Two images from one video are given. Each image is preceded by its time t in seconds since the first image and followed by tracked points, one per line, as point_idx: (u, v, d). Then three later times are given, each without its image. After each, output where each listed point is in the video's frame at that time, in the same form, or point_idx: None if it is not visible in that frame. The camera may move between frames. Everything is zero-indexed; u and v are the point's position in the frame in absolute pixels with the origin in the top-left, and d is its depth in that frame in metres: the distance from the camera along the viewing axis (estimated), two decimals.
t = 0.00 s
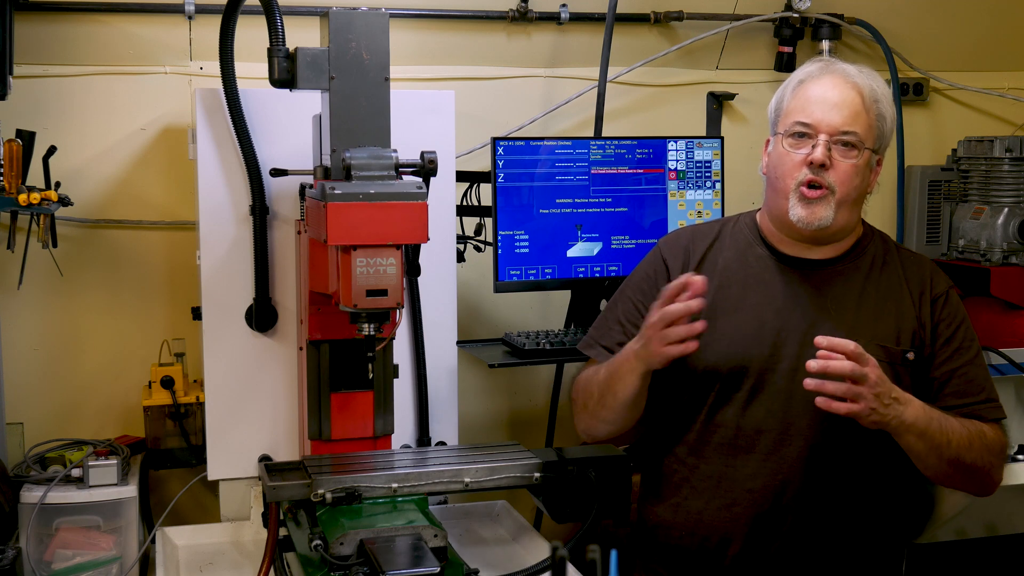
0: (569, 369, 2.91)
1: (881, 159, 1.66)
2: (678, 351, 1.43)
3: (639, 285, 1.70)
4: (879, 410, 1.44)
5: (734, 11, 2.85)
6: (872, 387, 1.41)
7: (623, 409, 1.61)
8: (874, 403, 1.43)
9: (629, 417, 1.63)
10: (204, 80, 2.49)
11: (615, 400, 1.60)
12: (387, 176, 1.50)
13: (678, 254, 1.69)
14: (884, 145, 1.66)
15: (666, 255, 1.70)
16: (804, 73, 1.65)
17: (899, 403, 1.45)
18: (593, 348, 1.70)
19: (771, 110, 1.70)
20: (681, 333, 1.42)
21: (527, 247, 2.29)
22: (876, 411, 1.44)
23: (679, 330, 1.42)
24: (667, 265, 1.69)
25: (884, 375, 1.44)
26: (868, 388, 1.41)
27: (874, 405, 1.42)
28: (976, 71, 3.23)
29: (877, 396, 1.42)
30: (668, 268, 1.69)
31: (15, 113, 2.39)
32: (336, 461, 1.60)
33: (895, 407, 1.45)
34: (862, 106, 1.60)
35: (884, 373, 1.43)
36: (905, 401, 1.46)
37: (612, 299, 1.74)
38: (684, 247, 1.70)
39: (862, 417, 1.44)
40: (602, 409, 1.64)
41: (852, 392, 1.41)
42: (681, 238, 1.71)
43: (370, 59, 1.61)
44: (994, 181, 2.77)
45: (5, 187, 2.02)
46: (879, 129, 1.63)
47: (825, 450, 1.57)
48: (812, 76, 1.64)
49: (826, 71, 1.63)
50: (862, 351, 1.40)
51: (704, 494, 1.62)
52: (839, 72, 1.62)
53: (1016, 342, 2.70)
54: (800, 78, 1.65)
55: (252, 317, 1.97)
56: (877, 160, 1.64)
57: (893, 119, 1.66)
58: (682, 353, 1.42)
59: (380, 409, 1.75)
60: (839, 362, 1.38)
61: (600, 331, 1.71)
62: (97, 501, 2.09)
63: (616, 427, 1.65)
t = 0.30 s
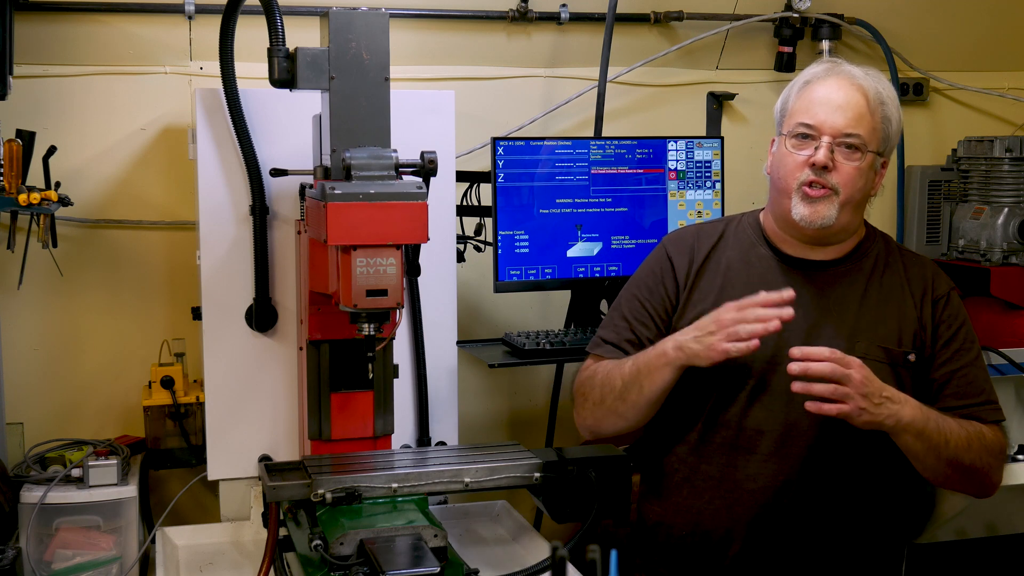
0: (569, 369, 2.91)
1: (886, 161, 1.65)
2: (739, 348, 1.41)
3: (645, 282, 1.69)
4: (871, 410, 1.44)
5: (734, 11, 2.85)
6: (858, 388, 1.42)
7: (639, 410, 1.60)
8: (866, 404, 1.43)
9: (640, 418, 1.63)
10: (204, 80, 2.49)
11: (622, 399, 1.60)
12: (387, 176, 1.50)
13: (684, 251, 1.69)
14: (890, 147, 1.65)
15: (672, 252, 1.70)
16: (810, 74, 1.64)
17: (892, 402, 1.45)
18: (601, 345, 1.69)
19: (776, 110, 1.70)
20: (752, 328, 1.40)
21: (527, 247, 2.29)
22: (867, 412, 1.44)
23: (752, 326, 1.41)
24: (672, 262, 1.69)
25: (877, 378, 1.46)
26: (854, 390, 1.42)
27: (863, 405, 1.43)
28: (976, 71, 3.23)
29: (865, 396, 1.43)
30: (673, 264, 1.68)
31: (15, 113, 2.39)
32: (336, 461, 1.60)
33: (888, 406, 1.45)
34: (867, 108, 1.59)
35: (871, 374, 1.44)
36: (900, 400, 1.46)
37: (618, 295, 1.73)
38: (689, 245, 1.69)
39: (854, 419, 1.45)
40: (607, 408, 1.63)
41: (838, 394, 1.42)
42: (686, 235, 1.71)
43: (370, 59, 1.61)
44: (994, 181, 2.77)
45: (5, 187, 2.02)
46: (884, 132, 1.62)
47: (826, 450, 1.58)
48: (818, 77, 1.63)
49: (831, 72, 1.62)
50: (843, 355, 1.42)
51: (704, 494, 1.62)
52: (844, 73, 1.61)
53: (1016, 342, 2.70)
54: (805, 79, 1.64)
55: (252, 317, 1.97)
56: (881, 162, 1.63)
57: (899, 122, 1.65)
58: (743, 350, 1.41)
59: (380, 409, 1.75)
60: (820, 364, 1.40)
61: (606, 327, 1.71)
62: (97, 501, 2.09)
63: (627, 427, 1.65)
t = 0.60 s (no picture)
0: (569, 369, 2.91)
1: (889, 162, 1.65)
2: (730, 361, 1.41)
3: (646, 283, 1.69)
4: (860, 410, 1.44)
5: (734, 11, 2.85)
6: (843, 388, 1.43)
7: (645, 411, 1.59)
8: (855, 405, 1.44)
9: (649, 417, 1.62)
10: (204, 80, 2.49)
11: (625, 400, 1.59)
12: (387, 176, 1.50)
13: (685, 251, 1.69)
14: (892, 148, 1.65)
15: (673, 252, 1.70)
16: (813, 75, 1.64)
17: (885, 403, 1.45)
18: (603, 347, 1.69)
19: (779, 110, 1.70)
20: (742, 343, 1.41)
21: (527, 246, 2.29)
22: (856, 412, 1.44)
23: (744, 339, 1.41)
24: (674, 263, 1.69)
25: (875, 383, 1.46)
26: (838, 391, 1.43)
27: (849, 406, 1.43)
28: (976, 71, 3.23)
29: (852, 397, 1.43)
30: (675, 264, 1.68)
31: (15, 113, 2.39)
32: (336, 461, 1.60)
33: (881, 407, 1.45)
34: (870, 110, 1.59)
35: (858, 376, 1.45)
36: (894, 401, 1.46)
37: (620, 296, 1.73)
38: (690, 246, 1.69)
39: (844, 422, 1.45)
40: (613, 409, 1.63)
41: (822, 394, 1.43)
42: (687, 236, 1.71)
43: (370, 59, 1.61)
44: (994, 181, 2.77)
45: (5, 187, 2.02)
46: (887, 133, 1.62)
47: (826, 450, 1.58)
48: (821, 78, 1.63)
49: (835, 72, 1.62)
50: (824, 362, 1.45)
51: (705, 494, 1.62)
52: (847, 74, 1.61)
53: (1016, 342, 2.69)
54: (808, 80, 1.64)
55: (252, 317, 1.97)
56: (884, 164, 1.63)
57: (902, 123, 1.65)
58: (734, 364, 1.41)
59: (380, 409, 1.75)
60: (801, 366, 1.44)
61: (608, 328, 1.70)
62: (97, 501, 2.09)
63: (634, 428, 1.64)
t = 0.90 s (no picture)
0: (569, 369, 2.91)
1: (889, 162, 1.65)
2: (733, 373, 1.44)
3: (646, 283, 1.69)
4: (859, 414, 1.44)
5: (734, 11, 2.85)
6: (841, 392, 1.43)
7: (647, 414, 1.60)
8: (855, 409, 1.44)
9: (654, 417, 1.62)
10: (204, 80, 2.49)
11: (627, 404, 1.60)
12: (387, 176, 1.50)
13: (685, 252, 1.69)
14: (893, 148, 1.65)
15: (673, 253, 1.70)
16: (814, 74, 1.64)
17: (884, 406, 1.45)
18: (602, 348, 1.69)
19: (779, 110, 1.70)
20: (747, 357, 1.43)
21: (527, 246, 2.29)
22: (855, 416, 1.44)
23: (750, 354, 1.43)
24: (673, 264, 1.69)
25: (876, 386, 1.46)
26: (837, 394, 1.43)
27: (847, 409, 1.43)
28: (976, 71, 3.23)
29: (851, 401, 1.43)
30: (675, 265, 1.68)
31: (15, 113, 2.39)
32: (336, 461, 1.60)
33: (880, 410, 1.45)
34: (872, 109, 1.59)
35: (860, 378, 1.45)
36: (893, 404, 1.46)
37: (619, 296, 1.73)
38: (690, 246, 1.69)
39: (842, 424, 1.45)
40: (615, 413, 1.63)
41: (819, 397, 1.43)
42: (687, 236, 1.71)
43: (370, 59, 1.61)
44: (994, 181, 2.77)
45: (5, 187, 2.02)
46: (888, 132, 1.62)
47: (827, 450, 1.58)
48: (822, 77, 1.63)
49: (836, 72, 1.62)
50: (827, 363, 1.45)
51: (705, 494, 1.62)
52: (848, 73, 1.61)
53: (1016, 342, 2.67)
54: (809, 79, 1.64)
55: (252, 317, 1.97)
56: (885, 163, 1.63)
57: (903, 123, 1.65)
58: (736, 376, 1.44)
59: (380, 409, 1.75)
60: (799, 369, 1.45)
61: (607, 329, 1.70)
62: (97, 501, 2.09)
63: (637, 428, 1.64)
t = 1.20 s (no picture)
0: (569, 369, 2.91)
1: (889, 161, 1.65)
2: (743, 391, 1.44)
3: (645, 284, 1.69)
4: (856, 413, 1.44)
5: (734, 11, 2.85)
6: (838, 392, 1.43)
7: (652, 422, 1.60)
8: (851, 409, 1.44)
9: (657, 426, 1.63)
10: (204, 80, 2.50)
11: (631, 412, 1.61)
12: (387, 176, 1.50)
13: (685, 253, 1.69)
14: (892, 148, 1.65)
15: (672, 254, 1.70)
16: (813, 73, 1.64)
17: (881, 406, 1.45)
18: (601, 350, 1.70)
19: (779, 110, 1.70)
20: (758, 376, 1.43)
21: (527, 246, 2.29)
22: (852, 415, 1.44)
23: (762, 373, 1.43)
24: (672, 265, 1.69)
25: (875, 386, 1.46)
26: (834, 393, 1.43)
27: (844, 408, 1.43)
28: (976, 71, 3.23)
29: (847, 400, 1.43)
30: (674, 265, 1.68)
31: (15, 113, 2.39)
32: (336, 461, 1.60)
33: (877, 409, 1.45)
34: (871, 108, 1.59)
35: (857, 378, 1.45)
36: (890, 403, 1.46)
37: (619, 298, 1.73)
38: (690, 246, 1.69)
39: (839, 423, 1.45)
40: (618, 419, 1.64)
41: (816, 397, 1.43)
42: (687, 237, 1.71)
43: (370, 59, 1.61)
44: (994, 181, 2.77)
45: (5, 187, 2.02)
46: (887, 132, 1.62)
47: (827, 449, 1.58)
48: (821, 77, 1.63)
49: (835, 71, 1.62)
50: (824, 362, 1.45)
51: (705, 494, 1.61)
52: (848, 73, 1.61)
53: (1016, 343, 2.67)
54: (809, 79, 1.65)
55: (252, 317, 1.97)
56: (884, 162, 1.63)
57: (902, 122, 1.65)
58: (747, 394, 1.44)
59: (380, 409, 1.75)
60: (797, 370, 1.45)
61: (607, 329, 1.71)
62: (97, 501, 2.09)
63: (640, 435, 1.65)
